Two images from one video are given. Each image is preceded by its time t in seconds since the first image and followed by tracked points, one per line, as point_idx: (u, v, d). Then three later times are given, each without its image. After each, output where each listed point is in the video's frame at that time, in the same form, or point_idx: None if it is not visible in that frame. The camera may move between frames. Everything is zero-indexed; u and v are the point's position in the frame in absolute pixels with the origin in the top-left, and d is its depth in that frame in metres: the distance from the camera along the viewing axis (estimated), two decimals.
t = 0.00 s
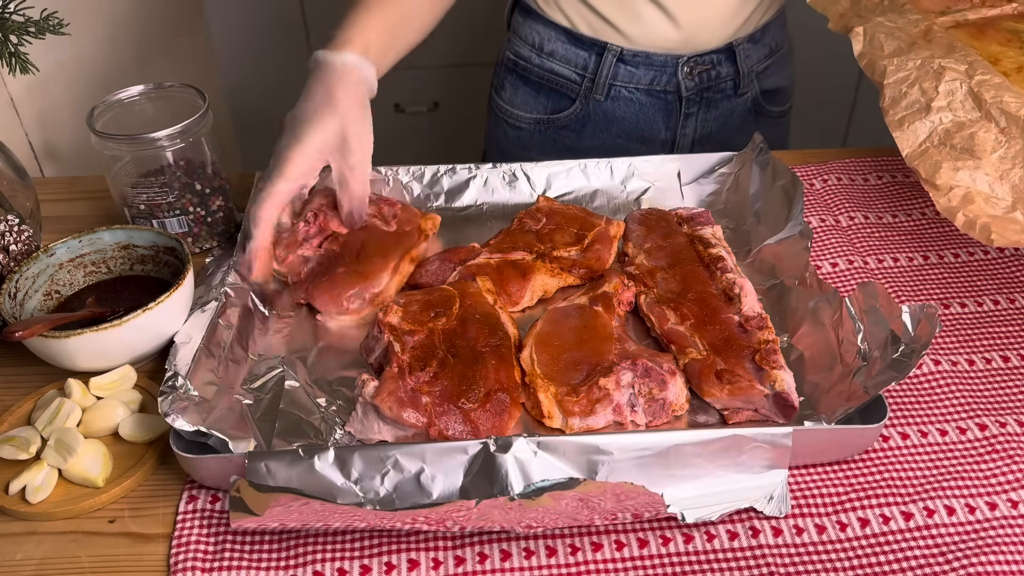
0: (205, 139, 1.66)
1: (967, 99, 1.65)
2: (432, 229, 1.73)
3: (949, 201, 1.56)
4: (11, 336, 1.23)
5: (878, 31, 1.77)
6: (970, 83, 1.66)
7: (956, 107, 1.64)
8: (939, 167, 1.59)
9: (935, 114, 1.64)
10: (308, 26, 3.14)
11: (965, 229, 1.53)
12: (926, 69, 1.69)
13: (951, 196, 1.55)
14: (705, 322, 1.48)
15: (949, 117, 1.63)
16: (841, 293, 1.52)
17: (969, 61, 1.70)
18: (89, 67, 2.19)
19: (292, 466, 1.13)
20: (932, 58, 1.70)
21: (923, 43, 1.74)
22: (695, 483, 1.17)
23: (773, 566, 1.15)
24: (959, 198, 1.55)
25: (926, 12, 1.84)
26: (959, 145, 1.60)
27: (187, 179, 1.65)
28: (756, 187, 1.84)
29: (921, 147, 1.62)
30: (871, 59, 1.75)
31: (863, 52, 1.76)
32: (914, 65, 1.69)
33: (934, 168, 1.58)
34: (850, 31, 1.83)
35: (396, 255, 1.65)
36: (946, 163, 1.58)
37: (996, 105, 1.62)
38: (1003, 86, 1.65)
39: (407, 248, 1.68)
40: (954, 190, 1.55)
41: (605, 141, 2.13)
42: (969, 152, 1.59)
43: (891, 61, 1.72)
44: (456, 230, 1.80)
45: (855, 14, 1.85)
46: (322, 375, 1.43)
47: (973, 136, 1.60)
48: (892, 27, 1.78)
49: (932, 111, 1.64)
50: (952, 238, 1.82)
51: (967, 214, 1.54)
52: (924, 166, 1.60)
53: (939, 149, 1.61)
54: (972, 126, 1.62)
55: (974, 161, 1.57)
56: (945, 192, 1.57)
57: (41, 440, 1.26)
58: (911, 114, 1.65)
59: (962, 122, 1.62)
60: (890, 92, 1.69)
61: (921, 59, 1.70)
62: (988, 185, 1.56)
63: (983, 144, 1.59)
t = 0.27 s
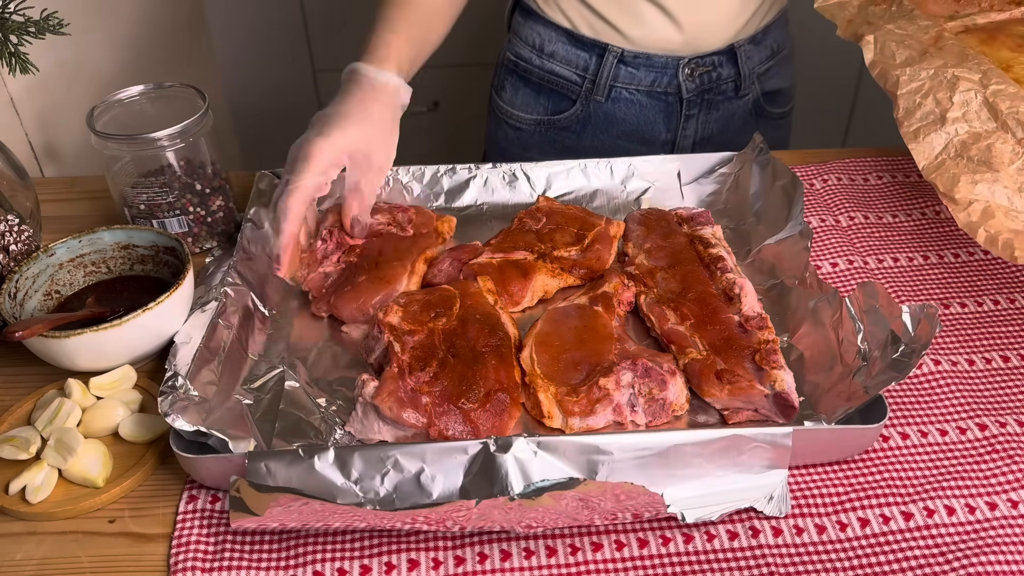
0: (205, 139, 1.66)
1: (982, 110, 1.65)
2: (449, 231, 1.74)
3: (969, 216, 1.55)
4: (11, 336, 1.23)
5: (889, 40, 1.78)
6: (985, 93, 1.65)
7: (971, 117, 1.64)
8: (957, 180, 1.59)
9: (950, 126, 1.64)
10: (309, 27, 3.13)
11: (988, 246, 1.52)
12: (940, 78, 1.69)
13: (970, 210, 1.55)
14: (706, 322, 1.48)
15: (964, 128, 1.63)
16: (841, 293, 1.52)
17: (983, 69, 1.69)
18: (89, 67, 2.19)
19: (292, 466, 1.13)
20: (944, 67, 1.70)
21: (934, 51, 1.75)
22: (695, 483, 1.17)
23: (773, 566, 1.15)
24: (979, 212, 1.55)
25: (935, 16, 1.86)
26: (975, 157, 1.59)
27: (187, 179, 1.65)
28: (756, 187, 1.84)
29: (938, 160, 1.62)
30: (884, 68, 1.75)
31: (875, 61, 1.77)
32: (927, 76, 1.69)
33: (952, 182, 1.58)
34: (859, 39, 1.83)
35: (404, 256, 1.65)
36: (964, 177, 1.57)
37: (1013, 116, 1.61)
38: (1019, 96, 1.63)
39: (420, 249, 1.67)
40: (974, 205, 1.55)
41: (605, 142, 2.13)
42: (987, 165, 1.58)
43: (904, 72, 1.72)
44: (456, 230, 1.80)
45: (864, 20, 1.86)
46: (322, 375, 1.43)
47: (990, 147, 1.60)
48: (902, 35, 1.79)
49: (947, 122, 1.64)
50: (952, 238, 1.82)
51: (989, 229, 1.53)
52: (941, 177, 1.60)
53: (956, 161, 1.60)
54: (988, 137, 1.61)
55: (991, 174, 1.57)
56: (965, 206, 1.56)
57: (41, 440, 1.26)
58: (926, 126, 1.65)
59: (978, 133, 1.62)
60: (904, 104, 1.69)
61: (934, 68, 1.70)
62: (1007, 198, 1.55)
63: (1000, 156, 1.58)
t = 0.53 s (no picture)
0: (204, 139, 1.66)
1: (983, 111, 1.65)
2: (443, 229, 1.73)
3: (969, 217, 1.55)
4: (11, 336, 1.23)
5: (889, 41, 1.78)
6: (985, 94, 1.66)
7: (971, 119, 1.64)
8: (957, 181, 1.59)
9: (950, 126, 1.64)
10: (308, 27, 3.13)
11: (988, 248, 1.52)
12: (940, 80, 1.69)
13: (970, 212, 1.55)
14: (706, 322, 1.48)
15: (965, 129, 1.63)
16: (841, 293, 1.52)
17: (982, 71, 1.70)
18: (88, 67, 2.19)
19: (292, 466, 1.13)
20: (945, 69, 1.70)
21: (934, 52, 1.75)
22: (695, 483, 1.17)
23: (773, 566, 1.15)
24: (979, 214, 1.55)
25: (934, 16, 1.86)
26: (975, 159, 1.59)
27: (186, 179, 1.65)
28: (756, 186, 1.84)
29: (937, 161, 1.62)
30: (883, 69, 1.75)
31: (875, 61, 1.77)
32: (927, 77, 1.69)
33: (952, 184, 1.58)
34: (859, 40, 1.83)
35: (402, 255, 1.64)
36: (964, 178, 1.57)
37: (1012, 117, 1.62)
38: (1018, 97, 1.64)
39: (419, 248, 1.66)
40: (973, 207, 1.55)
41: (609, 143, 2.13)
42: (987, 166, 1.58)
43: (905, 73, 1.72)
44: (456, 229, 1.80)
45: (864, 21, 1.86)
46: (323, 375, 1.43)
47: (990, 149, 1.60)
48: (903, 36, 1.79)
49: (947, 124, 1.64)
50: (952, 238, 1.82)
51: (989, 231, 1.53)
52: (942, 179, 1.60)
53: (956, 162, 1.60)
54: (988, 138, 1.61)
55: (991, 175, 1.57)
56: (964, 208, 1.56)
57: (42, 440, 1.26)
58: (926, 127, 1.65)
59: (978, 134, 1.62)
60: (905, 106, 1.69)
61: (934, 70, 1.71)
62: (1007, 201, 1.55)
63: (1000, 157, 1.59)
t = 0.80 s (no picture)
0: (205, 139, 1.66)
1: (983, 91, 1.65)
2: (444, 231, 1.73)
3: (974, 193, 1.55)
4: (11, 336, 1.23)
5: (886, 25, 1.78)
6: (986, 75, 1.66)
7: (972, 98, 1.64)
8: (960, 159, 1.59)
9: (951, 107, 1.64)
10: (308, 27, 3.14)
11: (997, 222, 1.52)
12: (939, 61, 1.69)
13: (975, 187, 1.55)
14: (705, 322, 1.48)
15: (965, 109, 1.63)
16: (841, 293, 1.51)
17: (982, 52, 1.71)
18: (89, 68, 2.19)
19: (292, 466, 1.13)
20: (944, 51, 1.71)
21: (932, 35, 1.76)
22: (695, 482, 1.17)
23: (773, 566, 1.14)
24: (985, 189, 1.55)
25: (932, 5, 1.86)
26: (977, 137, 1.59)
27: (186, 179, 1.65)
28: (756, 186, 1.84)
29: (939, 139, 1.62)
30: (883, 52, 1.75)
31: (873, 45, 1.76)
32: (926, 58, 1.70)
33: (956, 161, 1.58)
34: (857, 24, 1.83)
35: (402, 256, 1.64)
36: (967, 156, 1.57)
37: (1012, 96, 1.63)
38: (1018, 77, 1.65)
39: (419, 249, 1.65)
40: (978, 182, 1.55)
41: (601, 135, 2.13)
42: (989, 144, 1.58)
43: (904, 55, 1.71)
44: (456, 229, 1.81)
45: (860, 7, 1.87)
46: (323, 375, 1.43)
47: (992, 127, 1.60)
48: (900, 20, 1.79)
49: (948, 104, 1.64)
50: (952, 238, 1.82)
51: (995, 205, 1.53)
52: (944, 158, 1.60)
53: (958, 141, 1.60)
54: (989, 117, 1.61)
55: (995, 152, 1.57)
56: (969, 183, 1.56)
57: (41, 440, 1.26)
58: (927, 107, 1.65)
59: (979, 113, 1.62)
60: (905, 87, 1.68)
61: (933, 52, 1.71)
62: (1010, 176, 1.55)
63: (1002, 135, 1.59)
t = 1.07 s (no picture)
0: (205, 139, 1.66)
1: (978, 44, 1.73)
2: (444, 232, 1.73)
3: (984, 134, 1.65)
4: (11, 336, 1.23)
5: None
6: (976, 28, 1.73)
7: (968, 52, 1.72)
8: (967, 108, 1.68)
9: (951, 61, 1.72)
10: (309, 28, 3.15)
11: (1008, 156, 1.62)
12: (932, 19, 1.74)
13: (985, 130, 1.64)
14: (704, 322, 1.48)
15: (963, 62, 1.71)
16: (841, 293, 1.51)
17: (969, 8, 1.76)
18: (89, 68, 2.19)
19: (292, 466, 1.13)
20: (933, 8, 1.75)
21: None
22: (695, 482, 1.17)
23: (773, 566, 1.14)
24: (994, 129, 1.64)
25: None
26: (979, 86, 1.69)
27: (186, 179, 1.65)
28: (755, 186, 1.84)
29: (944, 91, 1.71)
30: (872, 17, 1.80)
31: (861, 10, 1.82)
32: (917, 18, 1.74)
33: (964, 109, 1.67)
34: None
35: (402, 257, 1.64)
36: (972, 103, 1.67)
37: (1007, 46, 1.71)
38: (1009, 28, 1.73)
39: (419, 249, 1.66)
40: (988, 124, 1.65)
41: (591, 133, 2.13)
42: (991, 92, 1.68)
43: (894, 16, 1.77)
44: (457, 229, 1.81)
45: None
46: (323, 375, 1.43)
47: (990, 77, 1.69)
48: None
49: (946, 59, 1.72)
50: (953, 238, 1.82)
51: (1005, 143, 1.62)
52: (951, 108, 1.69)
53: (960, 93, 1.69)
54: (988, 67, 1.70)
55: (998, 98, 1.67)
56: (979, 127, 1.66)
57: (41, 440, 1.26)
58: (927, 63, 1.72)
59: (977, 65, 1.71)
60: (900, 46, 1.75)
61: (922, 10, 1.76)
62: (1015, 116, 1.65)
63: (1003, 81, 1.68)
